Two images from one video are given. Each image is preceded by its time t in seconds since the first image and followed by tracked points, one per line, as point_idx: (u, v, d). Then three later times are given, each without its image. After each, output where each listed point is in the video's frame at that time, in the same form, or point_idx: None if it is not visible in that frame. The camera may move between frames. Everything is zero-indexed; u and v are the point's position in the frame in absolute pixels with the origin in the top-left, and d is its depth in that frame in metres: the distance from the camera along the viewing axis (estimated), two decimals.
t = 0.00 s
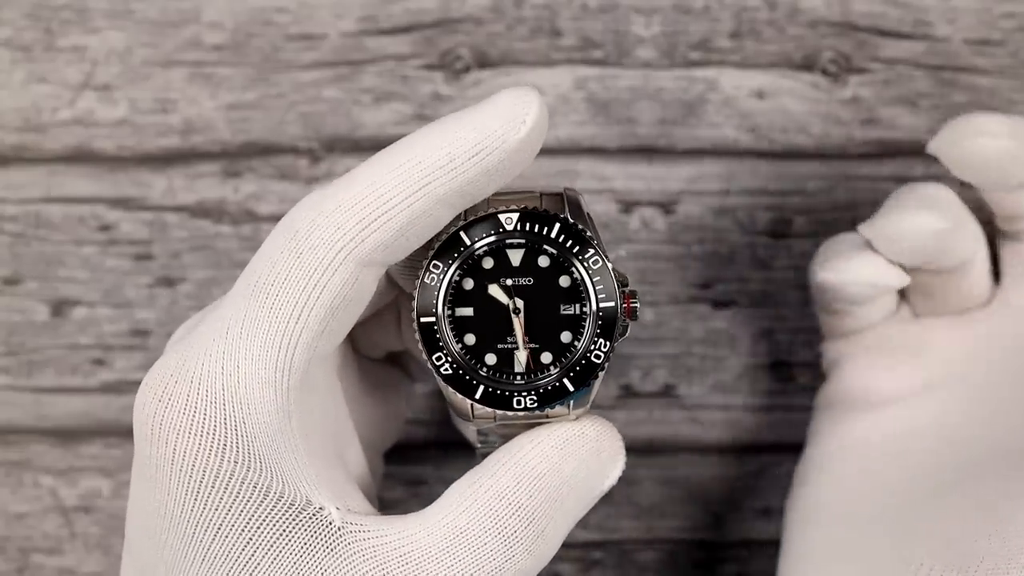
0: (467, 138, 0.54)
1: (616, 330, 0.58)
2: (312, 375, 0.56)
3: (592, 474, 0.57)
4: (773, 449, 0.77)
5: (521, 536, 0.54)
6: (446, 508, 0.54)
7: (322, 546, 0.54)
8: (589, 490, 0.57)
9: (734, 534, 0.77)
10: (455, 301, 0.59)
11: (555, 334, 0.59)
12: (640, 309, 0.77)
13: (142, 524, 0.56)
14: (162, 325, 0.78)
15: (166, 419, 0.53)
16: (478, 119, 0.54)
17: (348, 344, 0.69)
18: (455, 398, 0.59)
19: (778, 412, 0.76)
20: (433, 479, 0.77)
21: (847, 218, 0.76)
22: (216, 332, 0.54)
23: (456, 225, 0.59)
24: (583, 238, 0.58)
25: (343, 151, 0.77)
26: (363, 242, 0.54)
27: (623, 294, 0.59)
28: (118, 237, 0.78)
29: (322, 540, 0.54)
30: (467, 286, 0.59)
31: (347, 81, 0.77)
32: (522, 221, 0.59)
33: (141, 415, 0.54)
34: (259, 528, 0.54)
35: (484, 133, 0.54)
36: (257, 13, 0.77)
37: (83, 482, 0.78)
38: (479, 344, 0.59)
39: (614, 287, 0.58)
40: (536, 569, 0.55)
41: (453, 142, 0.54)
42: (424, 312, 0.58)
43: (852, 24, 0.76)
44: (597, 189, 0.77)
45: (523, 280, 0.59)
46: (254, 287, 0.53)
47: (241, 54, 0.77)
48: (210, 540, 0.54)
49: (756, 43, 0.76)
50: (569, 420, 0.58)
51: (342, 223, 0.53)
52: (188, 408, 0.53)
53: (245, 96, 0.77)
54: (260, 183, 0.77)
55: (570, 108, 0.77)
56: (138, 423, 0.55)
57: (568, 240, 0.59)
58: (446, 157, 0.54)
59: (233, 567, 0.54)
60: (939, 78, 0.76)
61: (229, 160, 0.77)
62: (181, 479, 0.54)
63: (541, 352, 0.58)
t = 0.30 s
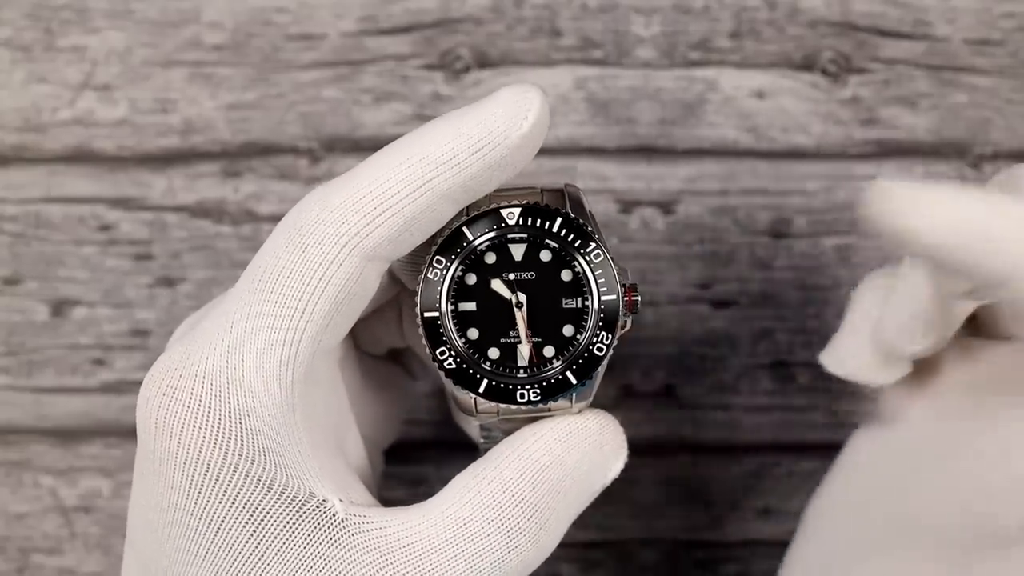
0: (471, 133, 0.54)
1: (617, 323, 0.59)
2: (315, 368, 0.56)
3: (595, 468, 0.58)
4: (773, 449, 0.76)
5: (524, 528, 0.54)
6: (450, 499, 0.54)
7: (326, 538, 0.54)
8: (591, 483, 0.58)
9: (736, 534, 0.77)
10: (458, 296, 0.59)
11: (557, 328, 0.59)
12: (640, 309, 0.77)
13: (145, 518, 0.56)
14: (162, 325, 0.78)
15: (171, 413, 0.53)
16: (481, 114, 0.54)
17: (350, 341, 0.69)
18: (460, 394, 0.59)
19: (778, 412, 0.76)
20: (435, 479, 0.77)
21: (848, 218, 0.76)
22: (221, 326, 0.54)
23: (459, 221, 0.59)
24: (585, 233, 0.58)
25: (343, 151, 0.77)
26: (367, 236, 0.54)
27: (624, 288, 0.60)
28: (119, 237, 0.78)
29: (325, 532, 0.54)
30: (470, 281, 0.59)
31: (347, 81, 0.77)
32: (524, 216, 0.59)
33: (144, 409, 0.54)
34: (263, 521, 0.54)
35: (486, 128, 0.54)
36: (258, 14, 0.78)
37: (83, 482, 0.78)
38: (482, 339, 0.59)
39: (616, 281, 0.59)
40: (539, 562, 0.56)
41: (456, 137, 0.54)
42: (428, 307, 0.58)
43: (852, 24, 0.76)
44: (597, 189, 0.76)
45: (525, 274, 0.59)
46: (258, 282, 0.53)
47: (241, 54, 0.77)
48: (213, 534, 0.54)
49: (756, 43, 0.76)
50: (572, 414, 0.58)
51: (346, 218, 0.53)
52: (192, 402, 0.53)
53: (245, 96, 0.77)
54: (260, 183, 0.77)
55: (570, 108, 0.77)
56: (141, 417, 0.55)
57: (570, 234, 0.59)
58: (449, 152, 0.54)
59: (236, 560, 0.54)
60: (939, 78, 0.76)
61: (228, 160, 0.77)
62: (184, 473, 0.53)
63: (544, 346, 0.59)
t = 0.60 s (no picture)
0: (466, 133, 0.53)
1: (616, 320, 0.59)
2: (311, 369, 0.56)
3: (593, 469, 0.58)
4: (773, 449, 0.76)
5: (521, 528, 0.54)
6: (448, 499, 0.54)
7: (323, 537, 0.53)
8: (588, 485, 0.58)
9: (735, 534, 0.77)
10: (455, 296, 0.59)
11: (555, 327, 0.59)
12: (639, 309, 0.77)
13: (141, 519, 0.56)
14: (162, 325, 0.78)
15: (167, 413, 0.53)
16: (476, 113, 0.54)
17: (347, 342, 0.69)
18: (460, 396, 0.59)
19: (777, 412, 0.76)
20: (433, 478, 0.76)
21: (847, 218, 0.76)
22: (217, 327, 0.54)
23: (456, 221, 0.59)
24: (582, 231, 0.58)
25: (342, 151, 0.77)
26: (362, 237, 0.54)
27: (622, 286, 0.59)
28: (118, 237, 0.78)
29: (322, 531, 0.53)
30: (467, 281, 0.59)
31: (347, 81, 0.77)
32: (520, 216, 0.59)
33: (141, 409, 0.54)
34: (260, 521, 0.53)
35: (481, 128, 0.53)
36: (257, 14, 0.78)
37: (83, 481, 0.78)
38: (480, 339, 0.59)
39: (613, 278, 0.59)
40: (535, 562, 0.56)
41: (451, 138, 0.54)
42: (425, 307, 0.58)
43: (851, 24, 0.76)
44: (596, 189, 0.76)
45: (523, 274, 0.59)
46: (254, 282, 0.53)
47: (241, 54, 0.78)
48: (209, 535, 0.54)
49: (756, 43, 0.76)
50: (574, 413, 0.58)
51: (341, 218, 0.54)
52: (189, 402, 0.53)
53: (244, 96, 0.77)
54: (260, 183, 0.77)
55: (569, 108, 0.77)
56: (137, 417, 0.55)
57: (567, 233, 0.59)
58: (444, 152, 0.54)
59: (231, 561, 0.53)
60: (938, 78, 0.76)
61: (228, 160, 0.77)
62: (181, 474, 0.53)
63: (542, 345, 0.59)
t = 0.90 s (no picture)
0: (476, 132, 0.53)
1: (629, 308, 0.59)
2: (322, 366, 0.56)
3: (603, 461, 0.59)
4: (773, 449, 0.76)
5: (532, 518, 0.55)
6: (461, 488, 0.55)
7: (337, 526, 0.54)
8: (598, 476, 0.59)
9: (735, 534, 0.77)
10: (469, 293, 0.59)
11: (570, 318, 0.59)
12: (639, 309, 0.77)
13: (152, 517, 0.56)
14: (162, 325, 0.78)
15: (179, 412, 0.53)
16: (486, 112, 0.54)
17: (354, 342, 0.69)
18: (477, 393, 0.59)
19: (776, 412, 0.76)
20: (434, 478, 0.76)
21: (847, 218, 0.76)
22: (228, 325, 0.54)
23: (466, 218, 0.60)
24: (590, 222, 0.58)
25: (343, 151, 0.77)
26: (374, 236, 0.54)
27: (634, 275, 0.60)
28: (118, 237, 0.78)
29: (336, 522, 0.54)
30: (480, 277, 0.59)
31: (347, 81, 0.77)
32: (529, 210, 0.59)
33: (152, 408, 0.54)
34: (274, 514, 0.54)
35: (491, 128, 0.53)
36: (258, 14, 0.78)
37: (83, 481, 0.78)
38: (495, 334, 0.59)
39: (625, 267, 0.59)
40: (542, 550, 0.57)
41: (461, 137, 0.54)
42: (439, 305, 0.59)
43: (851, 24, 0.76)
44: (596, 189, 0.76)
45: (535, 267, 0.59)
46: (266, 281, 0.53)
47: (240, 54, 0.78)
48: (223, 531, 0.54)
49: (756, 44, 0.76)
50: (587, 406, 0.59)
51: (353, 217, 0.54)
52: (201, 401, 0.53)
53: (245, 96, 0.77)
54: (260, 183, 0.77)
55: (570, 108, 0.77)
56: (148, 416, 0.55)
57: (576, 224, 0.59)
58: (455, 152, 0.54)
59: (246, 554, 0.54)
60: (938, 78, 0.76)
61: (228, 160, 0.77)
62: (194, 472, 0.53)
63: (557, 337, 0.59)
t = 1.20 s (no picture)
0: (481, 132, 0.53)
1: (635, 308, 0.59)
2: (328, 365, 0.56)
3: (613, 463, 0.59)
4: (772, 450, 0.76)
5: (538, 519, 0.55)
6: (470, 488, 0.55)
7: (344, 522, 0.54)
8: (606, 478, 0.59)
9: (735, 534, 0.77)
10: (476, 296, 0.59)
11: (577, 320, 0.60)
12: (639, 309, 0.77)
13: (160, 517, 0.56)
14: (162, 325, 0.78)
15: (187, 413, 0.53)
16: (489, 111, 0.54)
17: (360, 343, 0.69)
18: (486, 396, 0.59)
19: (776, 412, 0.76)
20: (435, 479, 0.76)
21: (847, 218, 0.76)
22: (235, 326, 0.54)
23: (472, 221, 0.60)
24: (596, 223, 0.59)
25: (343, 151, 0.77)
26: (381, 236, 0.54)
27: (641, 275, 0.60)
28: (119, 237, 0.78)
29: (344, 519, 0.54)
30: (486, 279, 0.60)
31: (347, 81, 0.77)
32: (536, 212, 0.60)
33: (160, 409, 0.54)
34: (282, 513, 0.54)
35: (495, 126, 0.54)
36: (258, 14, 0.78)
37: (83, 481, 0.79)
38: (502, 336, 0.59)
39: (631, 267, 0.59)
40: (547, 548, 0.58)
41: (467, 138, 0.54)
42: (447, 308, 0.59)
43: (851, 24, 0.76)
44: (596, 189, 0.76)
45: (542, 269, 0.60)
46: (274, 281, 0.53)
47: (241, 54, 0.78)
48: (230, 530, 0.54)
49: (756, 44, 0.76)
50: (597, 406, 0.59)
51: (360, 217, 0.54)
52: (210, 402, 0.53)
53: (245, 96, 0.78)
54: (260, 184, 0.77)
55: (569, 108, 0.77)
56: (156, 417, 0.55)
57: (582, 226, 0.60)
58: (461, 151, 0.54)
59: (253, 552, 0.54)
60: (938, 78, 0.77)
61: (228, 160, 0.77)
62: (202, 472, 0.53)
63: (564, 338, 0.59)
